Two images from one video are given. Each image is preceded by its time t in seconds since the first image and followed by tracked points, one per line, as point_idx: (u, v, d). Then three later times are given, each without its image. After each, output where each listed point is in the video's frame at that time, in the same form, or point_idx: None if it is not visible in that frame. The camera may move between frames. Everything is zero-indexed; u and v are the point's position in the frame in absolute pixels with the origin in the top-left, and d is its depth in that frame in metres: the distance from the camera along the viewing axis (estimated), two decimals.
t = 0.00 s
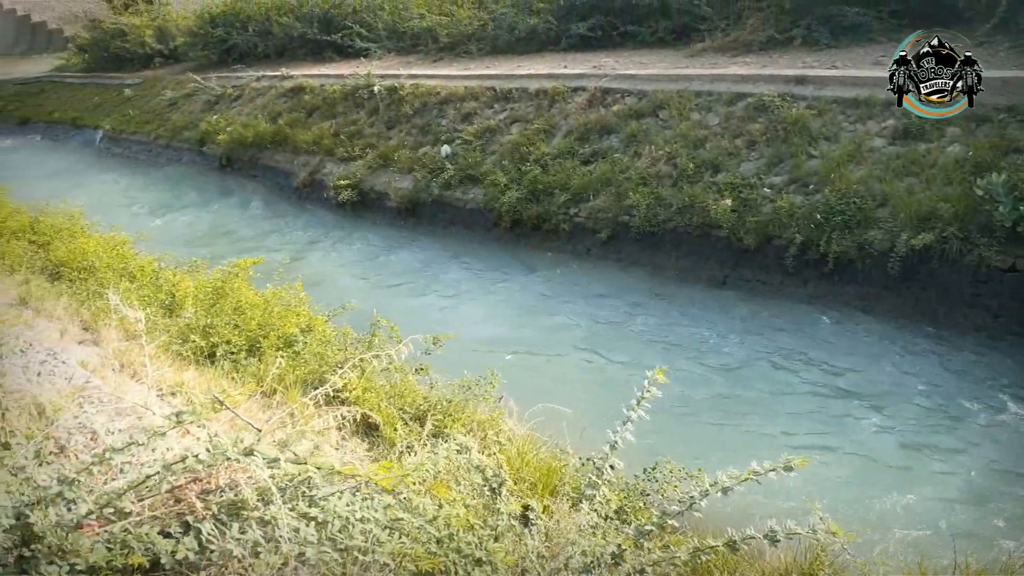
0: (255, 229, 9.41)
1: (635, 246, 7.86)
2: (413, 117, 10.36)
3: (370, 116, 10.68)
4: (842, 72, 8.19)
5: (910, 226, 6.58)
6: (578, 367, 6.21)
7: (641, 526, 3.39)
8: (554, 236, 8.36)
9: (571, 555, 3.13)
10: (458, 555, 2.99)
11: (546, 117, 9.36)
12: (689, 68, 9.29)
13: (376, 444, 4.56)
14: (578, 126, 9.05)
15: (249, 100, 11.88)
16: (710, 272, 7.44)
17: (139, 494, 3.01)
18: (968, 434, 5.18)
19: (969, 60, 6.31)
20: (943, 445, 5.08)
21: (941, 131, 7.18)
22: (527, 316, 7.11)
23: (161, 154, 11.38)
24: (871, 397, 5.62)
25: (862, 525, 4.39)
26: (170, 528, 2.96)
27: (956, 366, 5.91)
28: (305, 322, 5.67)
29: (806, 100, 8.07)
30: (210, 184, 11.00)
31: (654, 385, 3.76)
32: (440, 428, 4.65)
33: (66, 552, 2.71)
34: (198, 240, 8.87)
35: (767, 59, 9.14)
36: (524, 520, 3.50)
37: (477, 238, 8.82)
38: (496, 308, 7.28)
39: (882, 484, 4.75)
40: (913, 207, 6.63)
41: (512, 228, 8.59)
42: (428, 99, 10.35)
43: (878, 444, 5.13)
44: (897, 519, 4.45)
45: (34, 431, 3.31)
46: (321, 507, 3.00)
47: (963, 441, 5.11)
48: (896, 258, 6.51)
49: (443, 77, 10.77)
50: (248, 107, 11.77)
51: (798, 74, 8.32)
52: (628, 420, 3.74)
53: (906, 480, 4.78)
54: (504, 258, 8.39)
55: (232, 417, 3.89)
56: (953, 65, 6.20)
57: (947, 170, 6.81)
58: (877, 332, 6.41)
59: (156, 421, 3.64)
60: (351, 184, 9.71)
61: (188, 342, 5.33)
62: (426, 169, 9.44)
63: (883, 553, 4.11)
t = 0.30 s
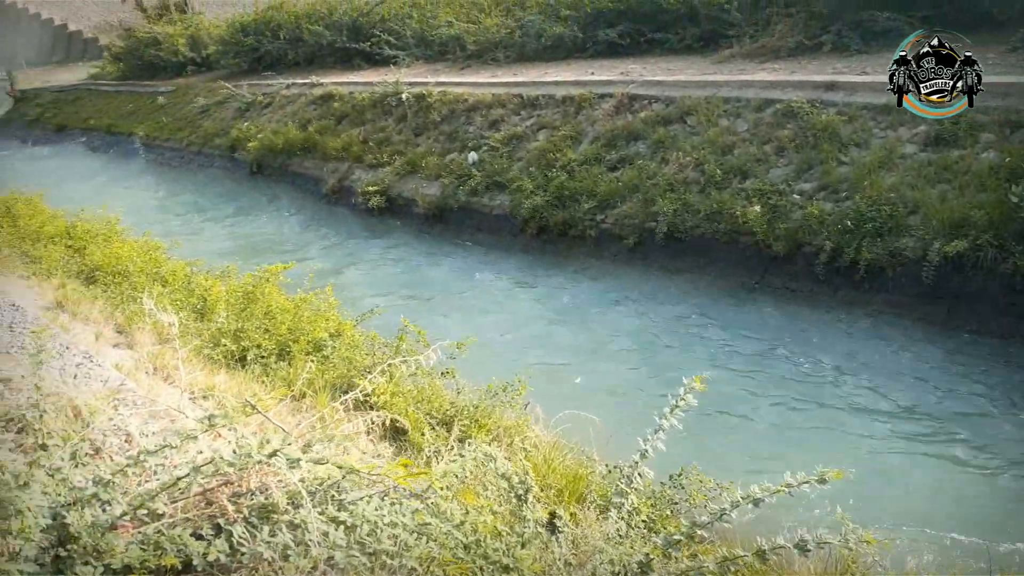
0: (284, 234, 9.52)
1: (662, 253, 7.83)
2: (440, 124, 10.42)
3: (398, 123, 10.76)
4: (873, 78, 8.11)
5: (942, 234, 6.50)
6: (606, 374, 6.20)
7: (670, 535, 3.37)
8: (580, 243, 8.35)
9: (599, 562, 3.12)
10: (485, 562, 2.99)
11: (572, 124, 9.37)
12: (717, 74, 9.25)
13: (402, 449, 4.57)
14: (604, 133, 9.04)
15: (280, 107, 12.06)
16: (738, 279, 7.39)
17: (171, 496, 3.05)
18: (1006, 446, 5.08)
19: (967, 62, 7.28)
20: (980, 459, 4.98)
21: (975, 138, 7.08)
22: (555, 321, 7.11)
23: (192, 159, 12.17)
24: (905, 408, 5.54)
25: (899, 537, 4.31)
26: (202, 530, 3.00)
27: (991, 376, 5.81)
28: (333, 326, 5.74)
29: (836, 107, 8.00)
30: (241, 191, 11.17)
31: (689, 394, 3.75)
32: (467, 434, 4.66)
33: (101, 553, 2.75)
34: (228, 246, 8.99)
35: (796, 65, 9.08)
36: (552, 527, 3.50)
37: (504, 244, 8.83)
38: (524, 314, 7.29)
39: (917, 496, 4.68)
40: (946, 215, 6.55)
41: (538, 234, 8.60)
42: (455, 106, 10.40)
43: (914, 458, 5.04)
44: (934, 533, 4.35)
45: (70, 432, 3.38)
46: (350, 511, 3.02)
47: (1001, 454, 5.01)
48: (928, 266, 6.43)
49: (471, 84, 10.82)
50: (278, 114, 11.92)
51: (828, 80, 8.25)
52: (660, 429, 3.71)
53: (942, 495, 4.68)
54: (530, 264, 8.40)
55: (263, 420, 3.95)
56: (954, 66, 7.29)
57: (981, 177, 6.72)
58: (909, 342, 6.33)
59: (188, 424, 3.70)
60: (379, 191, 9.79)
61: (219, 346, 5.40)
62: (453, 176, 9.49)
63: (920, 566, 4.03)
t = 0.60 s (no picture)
0: (307, 237, 9.59)
1: (685, 259, 7.80)
2: (463, 128, 10.45)
3: (421, 127, 10.80)
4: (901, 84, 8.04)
5: (970, 242, 6.42)
6: (628, 380, 6.18)
7: (692, 545, 3.35)
8: (602, 247, 8.34)
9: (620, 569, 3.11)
10: (506, 567, 3.00)
11: (595, 129, 9.37)
12: (741, 80, 9.21)
13: (424, 452, 4.58)
14: (627, 138, 9.03)
15: (304, 111, 12.17)
16: (762, 285, 7.35)
17: (197, 496, 3.09)
18: None
19: (967, 63, 7.58)
20: (1009, 475, 4.91)
21: (1003, 145, 7.00)
22: (576, 326, 7.11)
23: (218, 161, 12.32)
24: (932, 419, 5.47)
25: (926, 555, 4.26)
26: (226, 530, 3.04)
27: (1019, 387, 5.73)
28: (355, 328, 5.78)
29: (862, 112, 7.94)
30: (265, 194, 11.28)
31: (707, 404, 3.68)
32: (488, 439, 4.66)
33: (127, 551, 2.80)
34: (252, 249, 9.07)
35: (821, 70, 9.02)
36: (573, 533, 3.51)
37: (525, 248, 8.84)
38: (545, 319, 7.28)
39: (944, 513, 4.62)
40: (974, 222, 6.47)
41: (560, 239, 8.59)
42: (479, 111, 10.44)
43: (940, 472, 4.98)
44: (961, 551, 4.30)
45: (99, 431, 3.43)
46: (373, 514, 3.03)
47: None
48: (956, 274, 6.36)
49: (494, 89, 10.85)
50: (303, 117, 12.03)
51: (854, 86, 8.19)
52: (679, 437, 3.68)
53: (970, 511, 4.62)
54: (552, 268, 8.40)
55: (287, 422, 3.98)
56: (954, 66, 7.58)
57: (1010, 185, 6.64)
58: (935, 350, 6.25)
59: (213, 425, 3.74)
60: (402, 195, 9.83)
61: (244, 347, 5.45)
62: (475, 180, 9.52)
63: None
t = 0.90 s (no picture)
0: (330, 241, 9.66)
1: (707, 263, 7.77)
2: (484, 133, 10.47)
3: (442, 132, 10.85)
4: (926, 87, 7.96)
5: (997, 246, 6.35)
6: (648, 385, 6.16)
7: (714, 552, 3.34)
8: (622, 251, 8.32)
9: None
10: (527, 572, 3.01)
11: (616, 132, 9.36)
12: (764, 83, 9.16)
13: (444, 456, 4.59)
14: (648, 142, 9.01)
15: (327, 116, 12.27)
16: (784, 290, 7.29)
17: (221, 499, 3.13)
18: None
19: (967, 64, 7.62)
20: None
21: None
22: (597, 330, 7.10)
23: (241, 166, 12.44)
24: (958, 427, 5.41)
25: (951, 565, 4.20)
26: (250, 534, 3.07)
27: None
28: (377, 333, 5.83)
29: (886, 115, 7.86)
30: (288, 198, 11.38)
31: (720, 409, 3.71)
32: (508, 444, 4.67)
33: (151, 554, 2.83)
34: (275, 253, 9.16)
35: (844, 73, 8.96)
36: (594, 539, 3.51)
37: (545, 251, 8.83)
38: (565, 323, 7.28)
39: (970, 522, 4.56)
40: (1001, 226, 6.40)
41: (580, 243, 8.59)
42: (499, 115, 10.46)
43: (967, 481, 4.91)
44: (988, 562, 4.24)
45: (125, 434, 3.48)
46: (394, 519, 3.05)
47: None
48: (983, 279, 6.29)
49: (515, 93, 10.87)
50: (326, 122, 12.13)
51: (878, 89, 8.12)
52: (695, 443, 3.70)
53: (997, 521, 4.56)
54: (572, 272, 8.39)
55: (309, 426, 4.01)
56: (954, 66, 7.62)
57: None
58: (962, 356, 6.18)
59: (237, 429, 3.78)
60: (423, 199, 9.88)
61: (267, 351, 5.50)
62: (496, 185, 9.54)
63: None
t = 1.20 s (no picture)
0: (346, 247, 9.72)
1: (723, 270, 7.74)
2: (501, 139, 10.49)
3: (459, 138, 10.88)
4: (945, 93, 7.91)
5: (1018, 254, 6.29)
6: (665, 392, 6.14)
7: (730, 562, 3.31)
8: (638, 258, 8.31)
9: None
10: None
11: (632, 139, 9.35)
12: (781, 90, 9.14)
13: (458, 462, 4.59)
14: (664, 148, 9.00)
15: (345, 122, 12.35)
16: (801, 297, 7.25)
17: (238, 505, 3.15)
18: None
19: (967, 66, 7.80)
20: None
21: None
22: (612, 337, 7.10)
23: (260, 172, 12.54)
24: (980, 436, 5.34)
25: None
26: (267, 539, 3.09)
27: None
28: (392, 338, 5.85)
29: (905, 122, 7.81)
30: (306, 205, 11.45)
31: (745, 414, 3.59)
32: (523, 451, 4.66)
33: (169, 558, 2.82)
34: (293, 258, 9.22)
35: (863, 80, 8.91)
36: (609, 547, 3.49)
37: (561, 258, 8.83)
38: (581, 330, 7.27)
39: (993, 531, 4.50)
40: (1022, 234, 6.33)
41: (596, 249, 8.58)
42: (516, 122, 10.48)
43: (989, 490, 4.84)
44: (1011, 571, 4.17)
45: (145, 438, 3.52)
46: (410, 526, 3.05)
47: None
48: (1004, 288, 6.23)
49: (531, 100, 10.88)
50: (344, 129, 12.21)
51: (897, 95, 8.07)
52: (718, 450, 3.60)
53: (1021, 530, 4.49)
54: (587, 278, 8.38)
55: (326, 432, 4.03)
56: (954, 67, 7.80)
57: None
58: (983, 363, 6.10)
59: (255, 434, 3.81)
60: (440, 206, 9.90)
61: (284, 356, 5.53)
62: (511, 191, 9.56)
63: None
